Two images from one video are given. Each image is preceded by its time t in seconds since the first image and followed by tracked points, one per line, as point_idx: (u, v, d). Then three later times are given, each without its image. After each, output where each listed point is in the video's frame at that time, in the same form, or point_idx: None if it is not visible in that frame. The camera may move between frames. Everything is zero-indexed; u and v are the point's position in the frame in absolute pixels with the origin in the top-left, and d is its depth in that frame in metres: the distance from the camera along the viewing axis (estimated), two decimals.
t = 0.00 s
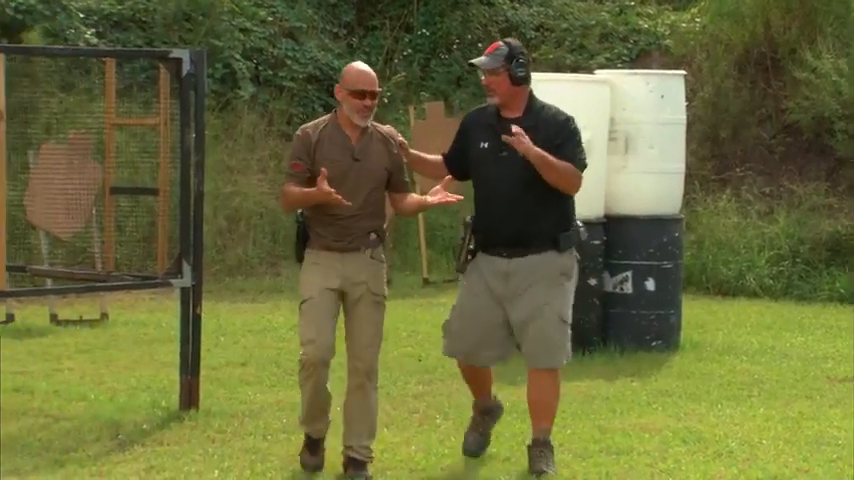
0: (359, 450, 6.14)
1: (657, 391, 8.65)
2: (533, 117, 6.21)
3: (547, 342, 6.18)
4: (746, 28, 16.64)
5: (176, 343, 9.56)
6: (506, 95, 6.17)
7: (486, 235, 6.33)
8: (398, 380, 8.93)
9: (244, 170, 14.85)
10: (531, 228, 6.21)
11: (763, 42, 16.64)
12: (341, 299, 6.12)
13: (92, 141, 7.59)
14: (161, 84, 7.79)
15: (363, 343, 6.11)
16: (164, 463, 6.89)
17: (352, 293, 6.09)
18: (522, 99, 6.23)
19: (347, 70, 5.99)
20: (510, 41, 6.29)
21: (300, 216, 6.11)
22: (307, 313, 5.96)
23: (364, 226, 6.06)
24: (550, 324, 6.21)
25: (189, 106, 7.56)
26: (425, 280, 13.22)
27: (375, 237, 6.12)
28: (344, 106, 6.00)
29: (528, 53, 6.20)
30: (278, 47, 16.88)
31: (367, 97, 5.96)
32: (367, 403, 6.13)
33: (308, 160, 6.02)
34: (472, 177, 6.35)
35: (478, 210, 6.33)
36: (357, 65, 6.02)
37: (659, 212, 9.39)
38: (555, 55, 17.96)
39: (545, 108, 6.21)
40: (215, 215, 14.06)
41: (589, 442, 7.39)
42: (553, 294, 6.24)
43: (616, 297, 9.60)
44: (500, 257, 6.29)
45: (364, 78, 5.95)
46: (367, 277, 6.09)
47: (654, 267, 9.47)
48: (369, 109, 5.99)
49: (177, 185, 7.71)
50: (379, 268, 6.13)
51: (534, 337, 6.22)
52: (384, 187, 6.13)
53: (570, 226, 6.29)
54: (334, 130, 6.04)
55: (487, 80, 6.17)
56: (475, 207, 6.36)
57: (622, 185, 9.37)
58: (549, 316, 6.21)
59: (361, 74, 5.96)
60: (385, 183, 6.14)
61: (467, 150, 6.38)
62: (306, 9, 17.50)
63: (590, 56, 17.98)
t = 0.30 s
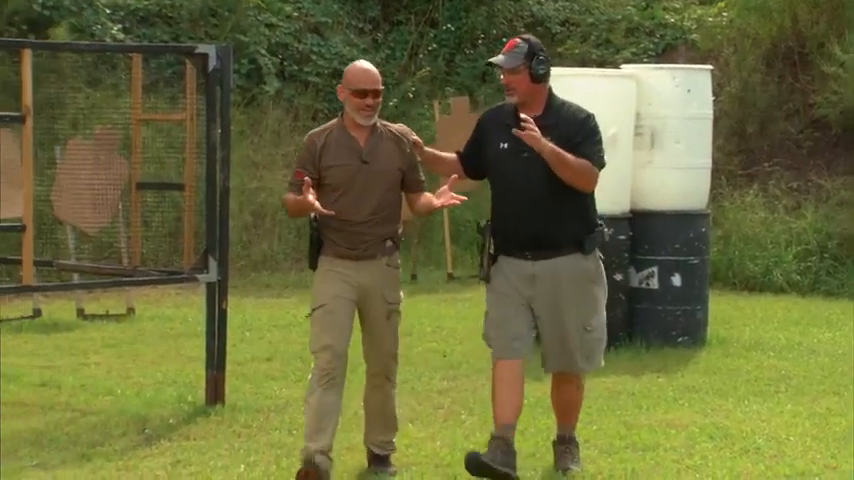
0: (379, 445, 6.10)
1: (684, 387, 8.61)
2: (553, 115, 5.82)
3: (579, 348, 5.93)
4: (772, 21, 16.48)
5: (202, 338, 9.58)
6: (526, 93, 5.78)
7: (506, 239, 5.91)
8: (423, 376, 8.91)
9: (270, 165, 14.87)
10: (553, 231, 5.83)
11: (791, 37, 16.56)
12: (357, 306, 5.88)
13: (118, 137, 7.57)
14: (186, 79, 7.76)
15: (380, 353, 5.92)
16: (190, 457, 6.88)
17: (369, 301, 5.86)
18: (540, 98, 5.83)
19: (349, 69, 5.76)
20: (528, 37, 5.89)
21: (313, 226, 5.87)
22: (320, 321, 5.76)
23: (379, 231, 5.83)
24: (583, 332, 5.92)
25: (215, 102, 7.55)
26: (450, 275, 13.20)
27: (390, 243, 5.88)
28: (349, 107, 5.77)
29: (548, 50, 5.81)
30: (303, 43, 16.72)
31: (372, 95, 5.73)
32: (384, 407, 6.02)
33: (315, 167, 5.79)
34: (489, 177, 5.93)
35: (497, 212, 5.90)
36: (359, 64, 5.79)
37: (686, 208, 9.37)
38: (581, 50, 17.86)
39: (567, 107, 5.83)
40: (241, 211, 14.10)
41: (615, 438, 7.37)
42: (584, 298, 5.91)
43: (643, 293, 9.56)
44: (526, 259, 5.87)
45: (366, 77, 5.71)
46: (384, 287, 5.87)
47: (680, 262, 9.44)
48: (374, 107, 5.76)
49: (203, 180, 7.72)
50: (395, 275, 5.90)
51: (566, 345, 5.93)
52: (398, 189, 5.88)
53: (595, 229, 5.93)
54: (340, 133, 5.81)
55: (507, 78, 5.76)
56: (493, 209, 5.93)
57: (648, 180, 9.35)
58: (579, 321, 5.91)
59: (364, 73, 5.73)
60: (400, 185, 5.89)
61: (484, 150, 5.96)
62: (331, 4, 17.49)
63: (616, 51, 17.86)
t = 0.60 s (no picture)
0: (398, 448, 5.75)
1: (708, 387, 8.57)
2: (553, 110, 5.67)
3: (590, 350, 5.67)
4: (797, 21, 16.32)
5: (225, 337, 9.59)
6: (530, 93, 5.60)
7: (512, 243, 5.71)
8: (445, 376, 8.90)
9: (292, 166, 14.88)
10: (561, 229, 5.65)
11: (815, 37, 16.35)
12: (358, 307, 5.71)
13: (140, 137, 7.61)
14: (209, 79, 7.82)
15: (380, 347, 5.60)
16: (213, 457, 6.87)
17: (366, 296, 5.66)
18: (540, 94, 5.67)
19: (352, 61, 5.60)
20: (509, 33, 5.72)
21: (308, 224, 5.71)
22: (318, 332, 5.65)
23: (373, 228, 5.63)
24: (590, 327, 5.67)
25: (238, 101, 7.58)
26: (472, 276, 13.19)
27: (386, 241, 5.67)
28: (350, 100, 5.60)
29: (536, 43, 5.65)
30: (326, 42, 16.77)
31: (374, 88, 5.56)
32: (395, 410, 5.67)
33: (313, 160, 5.64)
34: (488, 180, 5.72)
35: (501, 216, 5.70)
36: (363, 56, 5.62)
37: (710, 208, 9.33)
38: (604, 50, 17.90)
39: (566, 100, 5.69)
40: (263, 211, 14.14)
41: (638, 439, 7.34)
42: (592, 299, 5.68)
43: (666, 293, 9.52)
44: (531, 260, 5.69)
45: (368, 70, 5.54)
46: (380, 278, 5.64)
47: (704, 262, 9.41)
48: (376, 101, 5.58)
49: (226, 179, 7.76)
50: (388, 271, 5.66)
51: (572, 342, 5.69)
52: (396, 186, 5.68)
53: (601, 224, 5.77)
54: (339, 127, 5.64)
55: (508, 81, 5.57)
56: (495, 213, 5.72)
57: (671, 181, 9.31)
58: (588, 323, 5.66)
59: (367, 65, 5.56)
60: (397, 182, 5.69)
61: (478, 152, 5.74)
62: (354, 4, 17.51)
63: (640, 51, 17.88)
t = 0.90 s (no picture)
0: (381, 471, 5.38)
1: (732, 389, 8.52)
2: (567, 118, 5.38)
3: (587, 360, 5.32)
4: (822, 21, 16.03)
5: (247, 338, 9.60)
6: (548, 101, 5.35)
7: (518, 251, 5.45)
8: (467, 377, 8.88)
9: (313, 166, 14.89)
10: (569, 240, 5.36)
11: (840, 37, 16.21)
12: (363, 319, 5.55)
13: (164, 138, 7.60)
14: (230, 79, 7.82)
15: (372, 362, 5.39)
16: (235, 457, 6.87)
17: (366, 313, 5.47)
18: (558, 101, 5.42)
19: (370, 67, 5.42)
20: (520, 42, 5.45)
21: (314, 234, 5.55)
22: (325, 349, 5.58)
23: (378, 241, 5.43)
24: (585, 341, 5.33)
25: (260, 101, 7.58)
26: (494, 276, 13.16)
27: (393, 254, 5.47)
28: (364, 107, 5.42)
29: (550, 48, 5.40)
30: (347, 42, 16.79)
31: (389, 97, 5.38)
32: (386, 433, 5.38)
33: (322, 167, 5.48)
34: (497, 187, 5.48)
35: (507, 223, 5.45)
36: (382, 63, 5.45)
37: (733, 209, 9.29)
38: (626, 50, 17.87)
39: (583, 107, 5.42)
40: (284, 211, 14.16)
41: (660, 440, 7.30)
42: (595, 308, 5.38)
43: (689, 294, 9.48)
44: (537, 270, 5.43)
45: (385, 77, 5.37)
46: (380, 293, 5.44)
47: (727, 263, 9.36)
48: (391, 110, 5.40)
49: (248, 180, 7.76)
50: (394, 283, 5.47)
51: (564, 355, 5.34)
52: (406, 199, 5.49)
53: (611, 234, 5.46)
54: (351, 134, 5.47)
55: (527, 92, 5.30)
56: (502, 220, 5.48)
57: (694, 181, 9.28)
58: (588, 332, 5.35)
59: (385, 72, 5.39)
60: (408, 195, 5.50)
61: (486, 157, 5.50)
62: (375, 5, 17.52)
63: (662, 50, 17.83)
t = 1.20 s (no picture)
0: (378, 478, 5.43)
1: (746, 391, 8.49)
2: (583, 117, 5.34)
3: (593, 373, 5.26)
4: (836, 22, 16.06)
5: (260, 340, 9.60)
6: (559, 96, 5.29)
7: (524, 248, 5.42)
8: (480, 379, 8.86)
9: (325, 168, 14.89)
10: (576, 241, 5.32)
11: None
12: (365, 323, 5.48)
13: (177, 140, 7.58)
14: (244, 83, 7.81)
15: (388, 374, 5.41)
16: (249, 459, 6.86)
17: (375, 316, 5.43)
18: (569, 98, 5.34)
19: (376, 63, 5.32)
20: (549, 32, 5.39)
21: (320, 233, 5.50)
22: (324, 342, 5.37)
23: (385, 240, 5.38)
24: (590, 351, 5.28)
25: (274, 103, 7.58)
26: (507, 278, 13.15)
27: (402, 253, 5.43)
28: (371, 104, 5.35)
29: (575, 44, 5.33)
30: (360, 44, 16.83)
31: (395, 94, 5.28)
32: (400, 445, 5.43)
33: (327, 166, 5.42)
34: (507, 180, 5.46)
35: (515, 220, 5.42)
36: (390, 58, 5.34)
37: (747, 211, 9.25)
38: (640, 51, 17.83)
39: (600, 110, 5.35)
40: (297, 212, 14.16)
41: (674, 443, 7.27)
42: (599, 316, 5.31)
43: (703, 296, 9.46)
44: (540, 274, 5.40)
45: (390, 74, 5.27)
46: (389, 297, 5.41)
47: (742, 265, 9.34)
48: (398, 108, 5.30)
49: (261, 183, 7.74)
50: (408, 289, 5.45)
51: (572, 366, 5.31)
52: (414, 196, 5.43)
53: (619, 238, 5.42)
54: (357, 132, 5.41)
55: (539, 81, 5.26)
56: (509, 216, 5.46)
57: (708, 183, 9.24)
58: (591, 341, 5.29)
59: (390, 68, 5.29)
60: (416, 191, 5.43)
61: (498, 150, 5.48)
62: (388, 7, 17.53)
63: (676, 52, 17.79)
